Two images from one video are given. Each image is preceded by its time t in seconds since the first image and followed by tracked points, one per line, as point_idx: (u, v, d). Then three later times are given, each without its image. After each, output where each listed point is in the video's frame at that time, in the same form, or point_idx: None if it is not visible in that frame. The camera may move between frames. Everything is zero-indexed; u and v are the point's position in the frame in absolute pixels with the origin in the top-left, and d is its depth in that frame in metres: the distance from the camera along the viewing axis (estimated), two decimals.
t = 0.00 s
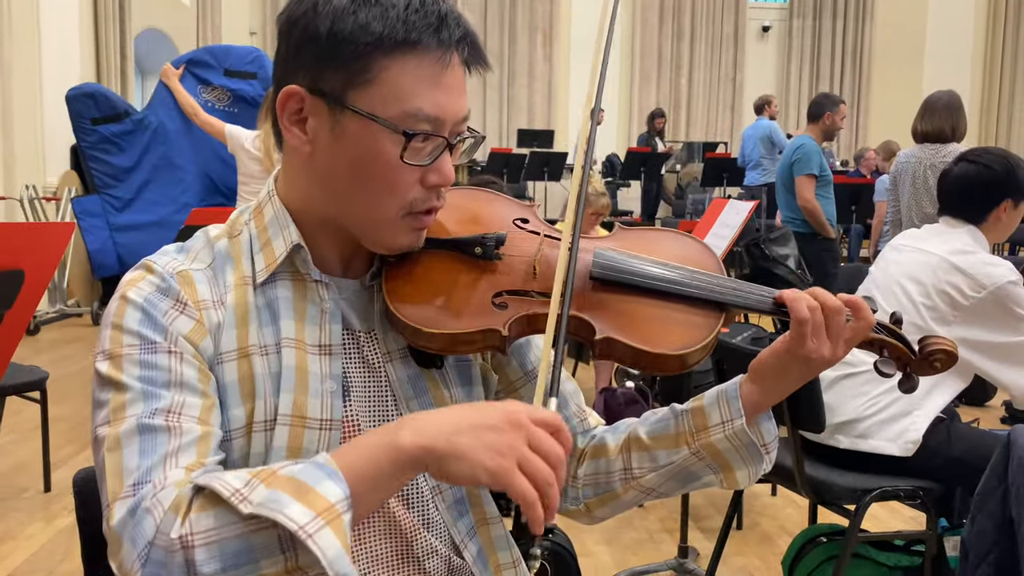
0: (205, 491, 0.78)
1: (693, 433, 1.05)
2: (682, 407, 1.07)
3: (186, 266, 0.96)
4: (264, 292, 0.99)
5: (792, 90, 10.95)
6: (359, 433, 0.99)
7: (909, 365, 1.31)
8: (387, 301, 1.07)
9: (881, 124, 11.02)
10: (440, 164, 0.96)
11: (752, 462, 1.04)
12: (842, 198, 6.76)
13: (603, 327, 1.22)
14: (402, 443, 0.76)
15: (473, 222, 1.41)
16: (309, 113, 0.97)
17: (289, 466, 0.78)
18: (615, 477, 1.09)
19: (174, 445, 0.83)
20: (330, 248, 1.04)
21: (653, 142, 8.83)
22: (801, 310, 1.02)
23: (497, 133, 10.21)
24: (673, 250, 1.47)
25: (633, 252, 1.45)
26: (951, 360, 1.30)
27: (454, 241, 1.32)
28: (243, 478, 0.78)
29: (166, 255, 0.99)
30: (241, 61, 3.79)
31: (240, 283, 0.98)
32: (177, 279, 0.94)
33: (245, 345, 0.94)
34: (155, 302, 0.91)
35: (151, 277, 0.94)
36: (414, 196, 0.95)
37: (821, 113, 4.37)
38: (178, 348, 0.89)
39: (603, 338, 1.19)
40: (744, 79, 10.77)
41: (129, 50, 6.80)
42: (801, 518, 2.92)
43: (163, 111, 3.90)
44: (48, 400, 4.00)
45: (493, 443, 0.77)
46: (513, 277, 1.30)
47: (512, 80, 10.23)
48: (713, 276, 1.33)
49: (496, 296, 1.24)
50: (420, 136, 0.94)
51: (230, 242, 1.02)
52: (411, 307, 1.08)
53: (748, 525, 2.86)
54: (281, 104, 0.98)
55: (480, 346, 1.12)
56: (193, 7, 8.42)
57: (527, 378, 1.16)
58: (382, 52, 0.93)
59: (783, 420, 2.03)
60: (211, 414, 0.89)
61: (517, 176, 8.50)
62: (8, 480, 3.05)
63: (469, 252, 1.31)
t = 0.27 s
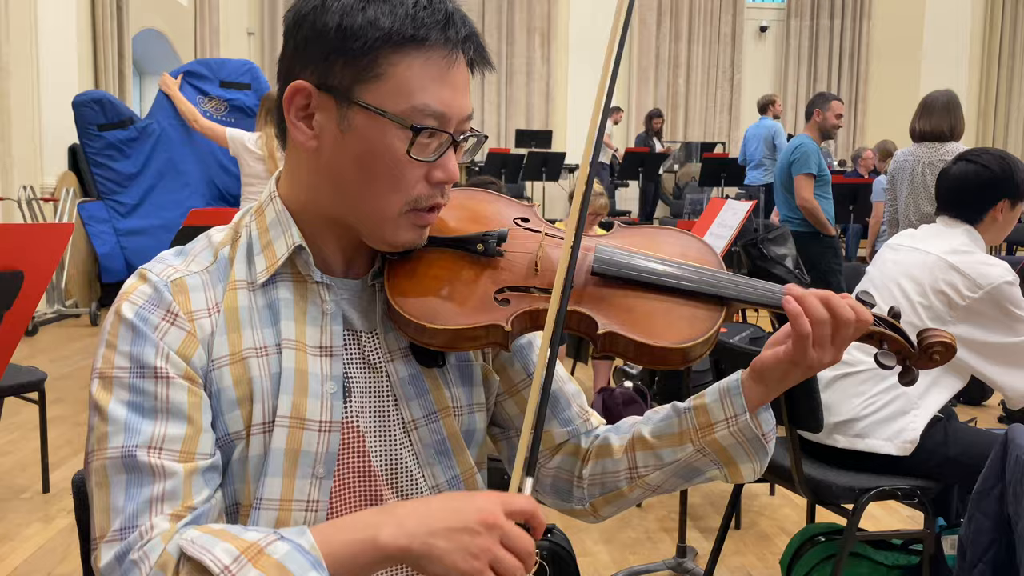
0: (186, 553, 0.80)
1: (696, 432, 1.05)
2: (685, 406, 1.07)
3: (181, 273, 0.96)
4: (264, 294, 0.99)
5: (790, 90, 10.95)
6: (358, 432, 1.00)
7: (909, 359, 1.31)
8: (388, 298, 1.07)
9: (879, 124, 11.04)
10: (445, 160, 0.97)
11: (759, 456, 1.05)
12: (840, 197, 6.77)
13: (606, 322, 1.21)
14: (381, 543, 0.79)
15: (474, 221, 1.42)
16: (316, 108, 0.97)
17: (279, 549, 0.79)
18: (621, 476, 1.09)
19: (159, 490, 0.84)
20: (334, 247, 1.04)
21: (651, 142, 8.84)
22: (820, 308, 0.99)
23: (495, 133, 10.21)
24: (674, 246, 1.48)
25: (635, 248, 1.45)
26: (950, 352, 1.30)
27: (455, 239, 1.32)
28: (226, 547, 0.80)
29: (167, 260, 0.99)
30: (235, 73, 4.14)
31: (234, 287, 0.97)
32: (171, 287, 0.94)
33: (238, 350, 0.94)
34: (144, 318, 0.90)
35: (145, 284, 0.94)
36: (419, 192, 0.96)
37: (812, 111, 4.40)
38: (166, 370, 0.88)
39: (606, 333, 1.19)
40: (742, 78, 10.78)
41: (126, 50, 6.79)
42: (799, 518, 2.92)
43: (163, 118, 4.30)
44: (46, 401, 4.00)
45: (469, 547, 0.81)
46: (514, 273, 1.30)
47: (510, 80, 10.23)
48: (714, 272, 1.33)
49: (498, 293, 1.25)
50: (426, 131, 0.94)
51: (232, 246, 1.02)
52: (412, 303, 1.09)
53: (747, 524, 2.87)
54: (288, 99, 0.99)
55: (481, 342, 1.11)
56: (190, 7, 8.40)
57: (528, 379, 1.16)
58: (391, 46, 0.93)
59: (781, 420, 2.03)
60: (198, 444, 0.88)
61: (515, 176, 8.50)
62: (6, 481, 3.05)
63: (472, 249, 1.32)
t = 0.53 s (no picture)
0: None
1: (704, 426, 1.05)
2: (691, 400, 1.06)
3: (176, 278, 0.96)
4: (261, 297, 0.99)
5: (789, 90, 10.94)
6: (354, 436, 1.00)
7: (904, 350, 1.32)
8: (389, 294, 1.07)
9: (878, 124, 11.05)
10: (444, 160, 0.97)
11: (765, 447, 1.04)
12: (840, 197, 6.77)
13: (608, 320, 1.21)
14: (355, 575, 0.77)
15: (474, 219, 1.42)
16: (315, 108, 0.97)
17: None
18: (629, 470, 1.09)
19: (134, 516, 0.87)
20: (333, 247, 1.04)
21: (650, 142, 8.85)
22: (840, 316, 0.98)
23: (494, 134, 10.22)
24: (673, 243, 1.48)
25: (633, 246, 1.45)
26: (943, 343, 1.31)
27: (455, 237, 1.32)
28: None
29: (164, 263, 0.99)
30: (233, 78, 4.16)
31: (229, 293, 0.97)
32: (165, 292, 0.94)
33: (230, 357, 0.94)
34: (133, 330, 0.91)
35: (141, 288, 0.95)
36: (418, 193, 0.96)
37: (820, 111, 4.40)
38: (151, 389, 0.89)
39: (608, 330, 1.19)
40: (741, 78, 10.79)
41: (126, 51, 6.79)
42: (799, 518, 2.92)
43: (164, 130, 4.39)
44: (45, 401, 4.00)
45: None
46: (515, 272, 1.31)
47: (509, 81, 10.24)
48: (714, 267, 1.33)
49: (500, 291, 1.25)
50: (424, 131, 0.94)
51: (230, 249, 1.02)
52: (413, 302, 1.09)
53: (746, 524, 2.87)
54: (286, 100, 0.98)
55: (484, 342, 1.11)
56: (189, 7, 8.41)
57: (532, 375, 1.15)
58: (391, 47, 0.93)
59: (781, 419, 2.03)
60: (178, 464, 0.89)
61: (515, 176, 8.50)
62: (5, 482, 3.05)
63: (472, 248, 1.32)
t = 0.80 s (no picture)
0: (213, 525, 0.77)
1: (693, 435, 1.06)
2: (682, 407, 1.07)
3: (174, 271, 0.95)
4: (257, 294, 0.99)
5: (789, 90, 10.94)
6: (349, 433, 1.00)
7: (898, 362, 1.33)
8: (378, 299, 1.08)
9: (878, 125, 11.06)
10: (432, 166, 0.97)
11: (755, 460, 1.05)
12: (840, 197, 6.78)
13: (596, 327, 1.21)
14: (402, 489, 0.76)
15: (464, 223, 1.42)
16: (303, 112, 0.97)
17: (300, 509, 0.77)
18: (618, 477, 1.09)
19: (174, 471, 0.83)
20: (323, 250, 1.05)
21: (650, 142, 8.86)
22: (830, 323, 1.00)
23: (494, 135, 10.22)
24: (665, 249, 1.48)
25: (624, 251, 1.46)
26: (940, 356, 1.30)
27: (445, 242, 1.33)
28: (243, 515, 0.77)
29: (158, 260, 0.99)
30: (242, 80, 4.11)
31: (232, 287, 0.97)
32: (165, 284, 0.93)
33: (237, 348, 0.94)
34: (141, 315, 0.90)
35: (141, 280, 0.93)
36: (406, 198, 0.96)
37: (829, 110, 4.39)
38: (173, 361, 0.88)
39: (595, 338, 1.19)
40: (741, 79, 10.79)
41: (126, 52, 6.79)
42: (798, 518, 2.93)
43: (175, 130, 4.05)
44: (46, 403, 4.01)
45: (488, 480, 0.77)
46: (505, 277, 1.31)
47: (509, 81, 10.24)
48: (703, 274, 1.34)
49: (488, 297, 1.25)
50: (410, 137, 0.95)
51: (221, 244, 1.02)
52: (402, 308, 1.09)
53: (746, 525, 2.87)
54: (274, 104, 0.99)
55: (473, 346, 1.12)
56: (189, 8, 8.40)
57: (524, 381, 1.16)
58: (378, 53, 0.93)
59: (780, 421, 2.03)
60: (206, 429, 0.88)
61: (515, 177, 8.50)
62: (6, 483, 3.05)
63: (460, 252, 1.32)
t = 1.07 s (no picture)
0: (283, 421, 0.77)
1: (691, 439, 1.05)
2: (681, 411, 1.07)
3: (181, 264, 0.95)
4: (263, 290, 0.99)
5: (790, 91, 10.94)
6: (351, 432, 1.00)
7: (898, 366, 1.32)
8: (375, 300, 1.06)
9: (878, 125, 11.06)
10: (426, 173, 0.97)
11: (752, 463, 1.05)
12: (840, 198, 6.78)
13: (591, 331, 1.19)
14: (442, 314, 0.80)
15: (461, 226, 1.41)
16: (296, 119, 0.97)
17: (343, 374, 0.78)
18: (616, 480, 1.09)
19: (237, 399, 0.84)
20: (319, 253, 1.04)
21: (651, 143, 8.86)
22: (826, 332, 1.00)
23: (495, 136, 10.22)
24: (663, 253, 1.48)
25: (622, 255, 1.45)
26: (940, 360, 1.30)
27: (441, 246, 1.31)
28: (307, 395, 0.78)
29: (159, 256, 0.98)
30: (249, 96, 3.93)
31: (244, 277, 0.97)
32: (176, 275, 0.92)
33: (257, 336, 0.94)
34: (164, 297, 0.89)
35: (149, 275, 0.92)
36: (401, 205, 0.96)
37: (845, 108, 4.39)
38: (203, 331, 0.88)
39: (590, 342, 1.17)
40: (742, 80, 10.79)
41: (127, 54, 6.79)
42: (800, 519, 2.92)
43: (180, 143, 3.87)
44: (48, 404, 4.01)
45: (514, 274, 0.84)
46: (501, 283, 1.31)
47: (509, 82, 10.24)
48: (700, 280, 1.34)
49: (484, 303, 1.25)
50: (405, 145, 0.94)
51: (218, 238, 1.01)
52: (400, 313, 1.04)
53: (747, 526, 2.87)
54: (269, 110, 0.98)
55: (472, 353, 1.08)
56: (190, 10, 8.41)
57: (522, 384, 1.14)
58: (371, 62, 0.93)
59: (781, 422, 2.02)
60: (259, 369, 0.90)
61: (516, 178, 8.50)
62: (7, 485, 3.05)
63: (455, 257, 1.29)
